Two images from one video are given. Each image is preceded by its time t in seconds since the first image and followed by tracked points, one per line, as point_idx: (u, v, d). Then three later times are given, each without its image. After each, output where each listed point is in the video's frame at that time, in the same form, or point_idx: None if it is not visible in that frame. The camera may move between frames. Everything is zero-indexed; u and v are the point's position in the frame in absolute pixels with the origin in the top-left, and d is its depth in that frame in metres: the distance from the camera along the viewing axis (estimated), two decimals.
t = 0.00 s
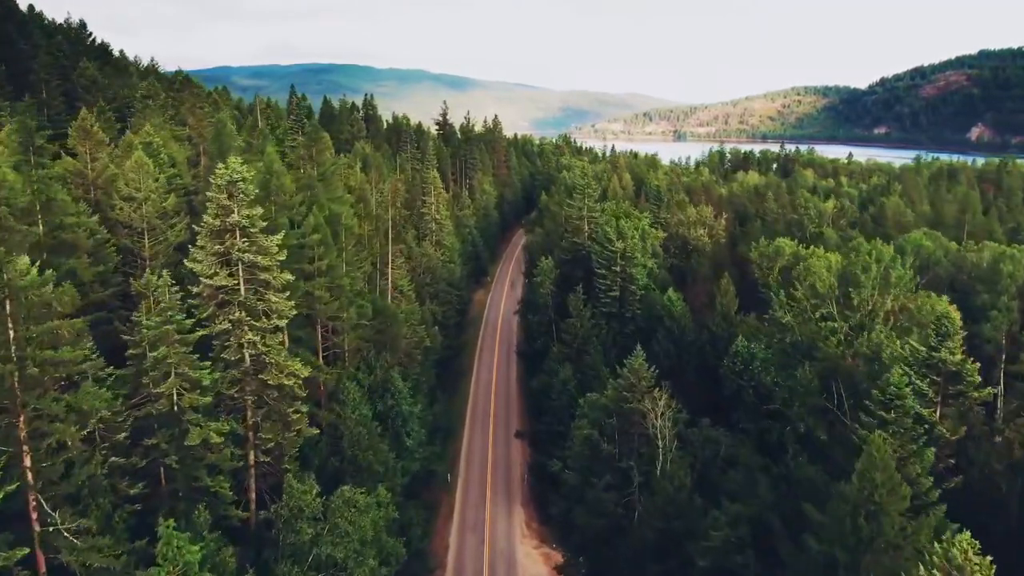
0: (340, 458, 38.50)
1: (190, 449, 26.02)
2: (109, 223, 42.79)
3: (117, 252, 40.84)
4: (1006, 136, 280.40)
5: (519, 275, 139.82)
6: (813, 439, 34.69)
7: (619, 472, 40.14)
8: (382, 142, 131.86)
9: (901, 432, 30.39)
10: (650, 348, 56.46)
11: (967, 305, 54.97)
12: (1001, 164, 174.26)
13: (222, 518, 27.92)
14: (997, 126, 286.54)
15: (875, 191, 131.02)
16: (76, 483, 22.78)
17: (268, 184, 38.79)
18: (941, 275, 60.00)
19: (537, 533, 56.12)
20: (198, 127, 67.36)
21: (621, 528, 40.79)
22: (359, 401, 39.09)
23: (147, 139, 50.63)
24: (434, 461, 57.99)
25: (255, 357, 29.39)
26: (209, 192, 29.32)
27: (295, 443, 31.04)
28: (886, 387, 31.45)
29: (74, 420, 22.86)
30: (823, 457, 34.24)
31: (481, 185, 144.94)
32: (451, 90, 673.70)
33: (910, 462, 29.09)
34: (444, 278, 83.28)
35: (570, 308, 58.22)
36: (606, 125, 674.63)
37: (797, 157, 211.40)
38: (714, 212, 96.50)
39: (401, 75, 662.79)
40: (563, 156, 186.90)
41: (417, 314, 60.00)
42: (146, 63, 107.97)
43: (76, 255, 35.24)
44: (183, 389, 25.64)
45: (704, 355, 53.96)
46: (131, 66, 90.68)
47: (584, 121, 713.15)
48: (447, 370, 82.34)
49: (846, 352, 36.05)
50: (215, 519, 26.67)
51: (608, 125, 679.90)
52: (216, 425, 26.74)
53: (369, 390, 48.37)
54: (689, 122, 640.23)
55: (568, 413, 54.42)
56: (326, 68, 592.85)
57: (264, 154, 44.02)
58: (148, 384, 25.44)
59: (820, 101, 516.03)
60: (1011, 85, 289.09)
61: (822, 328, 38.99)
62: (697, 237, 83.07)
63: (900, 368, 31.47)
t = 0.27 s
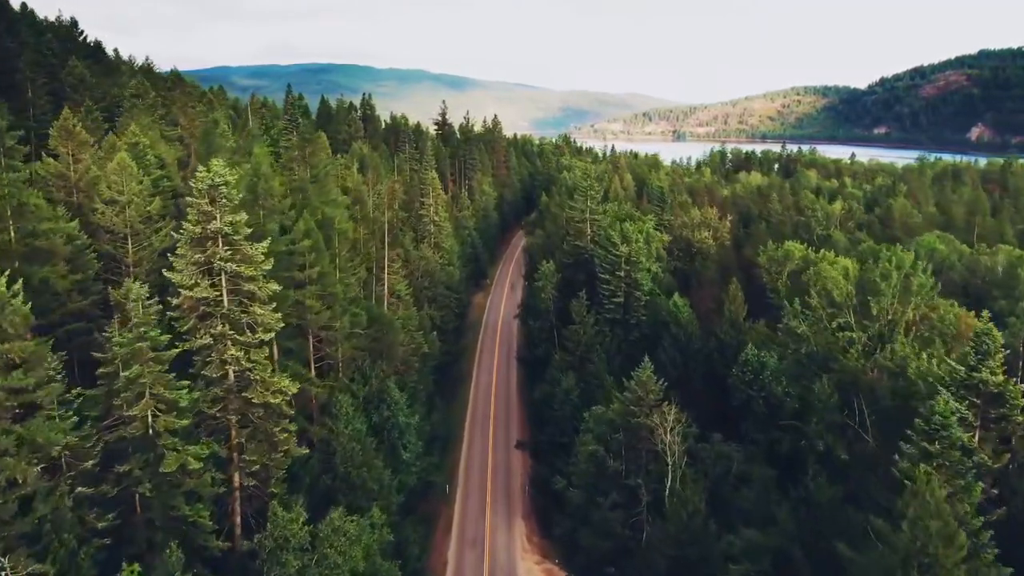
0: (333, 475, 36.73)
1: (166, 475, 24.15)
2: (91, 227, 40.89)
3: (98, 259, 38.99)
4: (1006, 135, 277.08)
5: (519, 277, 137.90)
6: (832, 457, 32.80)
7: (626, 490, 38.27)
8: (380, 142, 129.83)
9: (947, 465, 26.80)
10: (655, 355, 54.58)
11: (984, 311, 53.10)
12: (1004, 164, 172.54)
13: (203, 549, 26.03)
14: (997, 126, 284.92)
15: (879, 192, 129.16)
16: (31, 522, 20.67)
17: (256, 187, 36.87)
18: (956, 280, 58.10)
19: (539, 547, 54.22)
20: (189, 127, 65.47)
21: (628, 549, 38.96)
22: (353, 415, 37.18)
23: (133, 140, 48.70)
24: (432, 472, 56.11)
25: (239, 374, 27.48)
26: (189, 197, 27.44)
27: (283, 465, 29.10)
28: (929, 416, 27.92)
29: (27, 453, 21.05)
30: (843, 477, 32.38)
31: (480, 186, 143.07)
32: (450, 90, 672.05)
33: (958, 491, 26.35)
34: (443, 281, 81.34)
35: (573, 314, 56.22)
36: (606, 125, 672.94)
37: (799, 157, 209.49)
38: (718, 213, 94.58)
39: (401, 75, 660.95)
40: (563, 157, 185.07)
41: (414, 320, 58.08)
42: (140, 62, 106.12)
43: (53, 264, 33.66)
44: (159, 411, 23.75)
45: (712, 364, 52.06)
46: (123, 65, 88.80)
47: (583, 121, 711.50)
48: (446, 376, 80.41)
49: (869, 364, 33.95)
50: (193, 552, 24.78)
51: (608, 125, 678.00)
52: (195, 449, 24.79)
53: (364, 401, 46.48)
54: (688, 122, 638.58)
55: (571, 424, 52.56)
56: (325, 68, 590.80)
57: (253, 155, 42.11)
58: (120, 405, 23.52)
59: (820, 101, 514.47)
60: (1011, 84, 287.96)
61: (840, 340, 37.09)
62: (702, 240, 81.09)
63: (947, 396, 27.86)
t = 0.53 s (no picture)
0: (322, 499, 34.53)
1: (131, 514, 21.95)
2: (67, 233, 38.55)
3: (74, 267, 36.70)
4: (1006, 135, 273.35)
5: (519, 280, 135.60)
6: (859, 483, 30.57)
7: (635, 514, 36.03)
8: (377, 143, 127.43)
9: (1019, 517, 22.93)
10: (662, 366, 52.37)
11: (1005, 320, 50.94)
12: (1007, 165, 170.70)
13: None
14: (997, 126, 283.11)
15: (884, 193, 127.13)
16: None
17: (240, 192, 34.50)
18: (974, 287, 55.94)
19: (541, 566, 51.97)
20: (177, 127, 63.08)
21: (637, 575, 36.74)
22: (344, 434, 34.88)
23: (115, 140, 46.31)
24: (430, 487, 53.85)
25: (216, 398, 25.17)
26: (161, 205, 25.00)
27: (265, 495, 26.83)
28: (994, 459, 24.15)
29: None
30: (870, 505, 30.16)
31: (480, 187, 140.79)
32: (449, 90, 669.64)
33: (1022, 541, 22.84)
34: (441, 285, 78.95)
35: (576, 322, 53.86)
36: (606, 125, 670.88)
37: (801, 158, 207.40)
38: (723, 215, 92.30)
39: (400, 75, 658.23)
40: (563, 157, 182.74)
41: (410, 328, 55.73)
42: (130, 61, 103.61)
43: (21, 275, 31.59)
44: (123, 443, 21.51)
45: (722, 375, 49.81)
46: (111, 63, 86.30)
47: (583, 121, 709.28)
48: (445, 383, 78.04)
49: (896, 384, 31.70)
50: None
51: (608, 125, 675.85)
52: (164, 484, 22.52)
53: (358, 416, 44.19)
54: (688, 122, 636.64)
55: (575, 437, 50.30)
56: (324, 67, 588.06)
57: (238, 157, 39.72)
58: (80, 437, 21.23)
59: (820, 101, 512.67)
60: (1011, 84, 286.46)
61: (863, 355, 34.88)
62: (708, 244, 78.79)
63: (1008, 430, 24.04)
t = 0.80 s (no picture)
0: (311, 527, 32.29)
1: (86, 562, 19.70)
2: (39, 241, 36.20)
3: (46, 278, 34.40)
4: (1006, 135, 271.25)
5: (519, 282, 133.34)
6: (890, 512, 28.39)
7: (645, 541, 33.87)
8: (374, 143, 125.08)
9: None
10: (670, 377, 50.13)
11: None
12: (1010, 166, 169.15)
13: None
14: (998, 126, 281.68)
15: (888, 194, 125.23)
16: None
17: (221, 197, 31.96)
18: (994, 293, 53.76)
19: None
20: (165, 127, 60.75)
21: None
22: (334, 457, 32.61)
23: (94, 142, 43.95)
24: (427, 504, 51.60)
25: (189, 427, 22.80)
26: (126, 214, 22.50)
27: (243, 532, 24.47)
28: None
29: None
30: (903, 537, 27.94)
31: (479, 188, 138.53)
32: (448, 90, 667.34)
33: None
34: (439, 290, 76.54)
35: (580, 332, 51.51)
36: (605, 125, 668.87)
37: (803, 158, 205.34)
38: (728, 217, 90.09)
39: (398, 75, 655.55)
40: (563, 158, 180.62)
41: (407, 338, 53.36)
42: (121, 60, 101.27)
43: None
44: (78, 482, 19.21)
45: (733, 387, 47.53)
46: (99, 62, 83.89)
47: (582, 121, 707.27)
48: (443, 391, 75.77)
49: (926, 404, 29.46)
50: None
51: (607, 125, 673.70)
52: (126, 527, 20.21)
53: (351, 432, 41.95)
54: (687, 122, 634.81)
55: (579, 453, 48.08)
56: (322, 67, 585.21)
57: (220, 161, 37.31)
58: (29, 476, 18.92)
59: (820, 100, 511.16)
60: (1011, 84, 285.21)
61: (890, 372, 32.59)
62: (713, 247, 76.56)
63: None
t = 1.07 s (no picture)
0: (297, 558, 30.05)
1: None
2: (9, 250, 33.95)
3: (14, 290, 32.15)
4: (1006, 135, 268.97)
5: (519, 285, 131.02)
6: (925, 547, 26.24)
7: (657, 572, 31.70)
8: (371, 144, 122.64)
9: None
10: (679, 389, 47.92)
11: None
12: (1014, 167, 167.29)
13: None
14: (998, 126, 279.28)
15: (894, 196, 123.23)
16: None
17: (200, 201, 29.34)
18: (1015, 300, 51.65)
19: None
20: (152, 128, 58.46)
21: None
22: (323, 484, 30.39)
23: (71, 143, 41.58)
24: (424, 522, 49.38)
25: (156, 461, 20.51)
26: (85, 225, 20.16)
27: None
28: None
29: None
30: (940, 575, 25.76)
31: (478, 189, 136.34)
32: (447, 89, 664.80)
33: None
34: (437, 296, 74.28)
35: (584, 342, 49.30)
36: (604, 125, 666.76)
37: (805, 159, 203.37)
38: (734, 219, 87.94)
39: (397, 74, 652.98)
40: (563, 158, 178.40)
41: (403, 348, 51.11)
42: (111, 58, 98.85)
43: None
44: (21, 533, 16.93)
45: (745, 401, 45.33)
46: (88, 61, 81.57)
47: (581, 121, 705.03)
48: (441, 400, 73.51)
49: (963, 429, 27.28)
50: None
51: (607, 125, 671.62)
52: None
53: (343, 450, 39.73)
54: (687, 122, 632.73)
55: (583, 469, 45.89)
56: (321, 67, 582.52)
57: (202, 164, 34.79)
58: None
59: (820, 100, 509.35)
60: (1012, 84, 283.43)
61: (920, 391, 30.41)
62: (719, 251, 74.35)
63: None
